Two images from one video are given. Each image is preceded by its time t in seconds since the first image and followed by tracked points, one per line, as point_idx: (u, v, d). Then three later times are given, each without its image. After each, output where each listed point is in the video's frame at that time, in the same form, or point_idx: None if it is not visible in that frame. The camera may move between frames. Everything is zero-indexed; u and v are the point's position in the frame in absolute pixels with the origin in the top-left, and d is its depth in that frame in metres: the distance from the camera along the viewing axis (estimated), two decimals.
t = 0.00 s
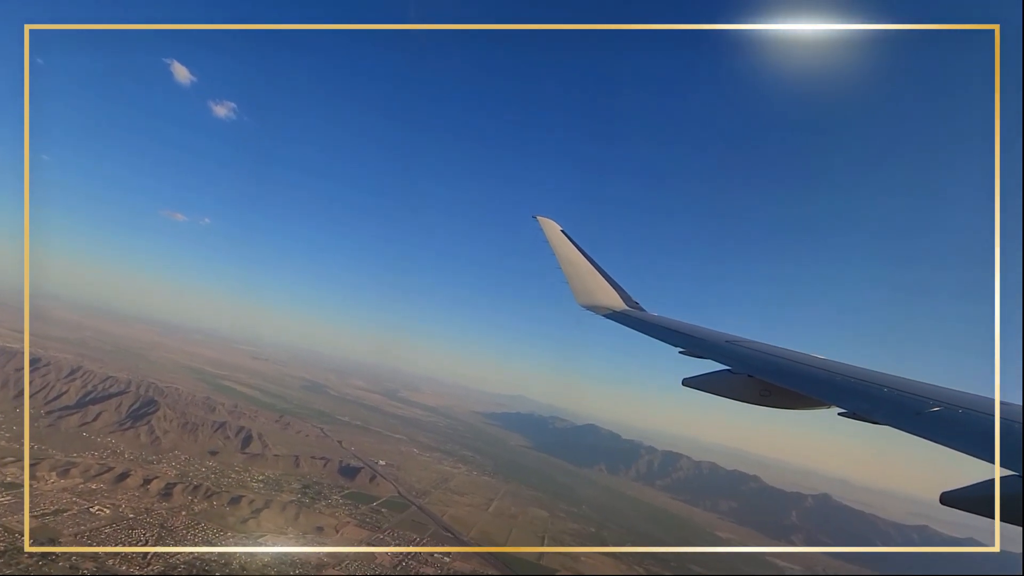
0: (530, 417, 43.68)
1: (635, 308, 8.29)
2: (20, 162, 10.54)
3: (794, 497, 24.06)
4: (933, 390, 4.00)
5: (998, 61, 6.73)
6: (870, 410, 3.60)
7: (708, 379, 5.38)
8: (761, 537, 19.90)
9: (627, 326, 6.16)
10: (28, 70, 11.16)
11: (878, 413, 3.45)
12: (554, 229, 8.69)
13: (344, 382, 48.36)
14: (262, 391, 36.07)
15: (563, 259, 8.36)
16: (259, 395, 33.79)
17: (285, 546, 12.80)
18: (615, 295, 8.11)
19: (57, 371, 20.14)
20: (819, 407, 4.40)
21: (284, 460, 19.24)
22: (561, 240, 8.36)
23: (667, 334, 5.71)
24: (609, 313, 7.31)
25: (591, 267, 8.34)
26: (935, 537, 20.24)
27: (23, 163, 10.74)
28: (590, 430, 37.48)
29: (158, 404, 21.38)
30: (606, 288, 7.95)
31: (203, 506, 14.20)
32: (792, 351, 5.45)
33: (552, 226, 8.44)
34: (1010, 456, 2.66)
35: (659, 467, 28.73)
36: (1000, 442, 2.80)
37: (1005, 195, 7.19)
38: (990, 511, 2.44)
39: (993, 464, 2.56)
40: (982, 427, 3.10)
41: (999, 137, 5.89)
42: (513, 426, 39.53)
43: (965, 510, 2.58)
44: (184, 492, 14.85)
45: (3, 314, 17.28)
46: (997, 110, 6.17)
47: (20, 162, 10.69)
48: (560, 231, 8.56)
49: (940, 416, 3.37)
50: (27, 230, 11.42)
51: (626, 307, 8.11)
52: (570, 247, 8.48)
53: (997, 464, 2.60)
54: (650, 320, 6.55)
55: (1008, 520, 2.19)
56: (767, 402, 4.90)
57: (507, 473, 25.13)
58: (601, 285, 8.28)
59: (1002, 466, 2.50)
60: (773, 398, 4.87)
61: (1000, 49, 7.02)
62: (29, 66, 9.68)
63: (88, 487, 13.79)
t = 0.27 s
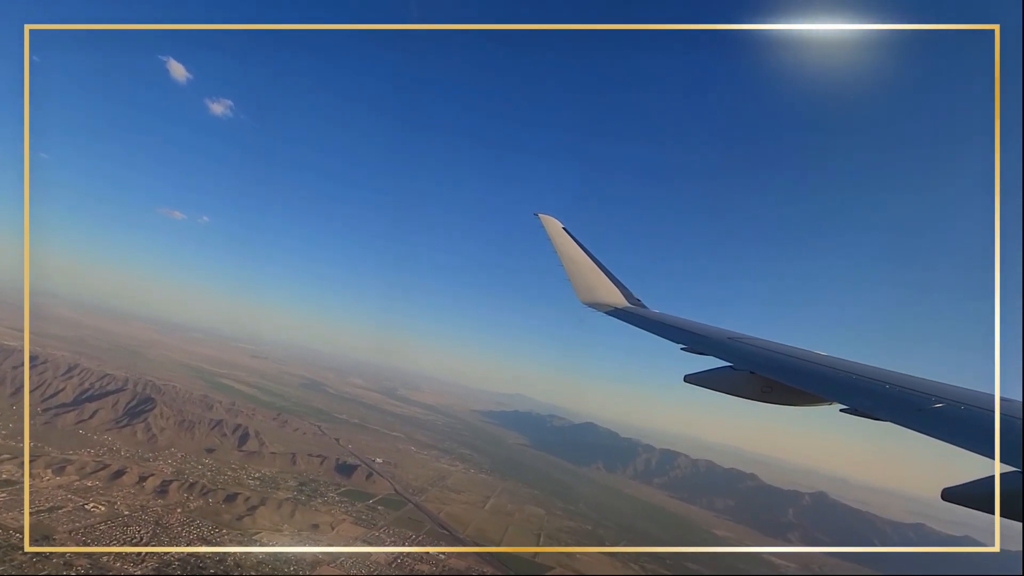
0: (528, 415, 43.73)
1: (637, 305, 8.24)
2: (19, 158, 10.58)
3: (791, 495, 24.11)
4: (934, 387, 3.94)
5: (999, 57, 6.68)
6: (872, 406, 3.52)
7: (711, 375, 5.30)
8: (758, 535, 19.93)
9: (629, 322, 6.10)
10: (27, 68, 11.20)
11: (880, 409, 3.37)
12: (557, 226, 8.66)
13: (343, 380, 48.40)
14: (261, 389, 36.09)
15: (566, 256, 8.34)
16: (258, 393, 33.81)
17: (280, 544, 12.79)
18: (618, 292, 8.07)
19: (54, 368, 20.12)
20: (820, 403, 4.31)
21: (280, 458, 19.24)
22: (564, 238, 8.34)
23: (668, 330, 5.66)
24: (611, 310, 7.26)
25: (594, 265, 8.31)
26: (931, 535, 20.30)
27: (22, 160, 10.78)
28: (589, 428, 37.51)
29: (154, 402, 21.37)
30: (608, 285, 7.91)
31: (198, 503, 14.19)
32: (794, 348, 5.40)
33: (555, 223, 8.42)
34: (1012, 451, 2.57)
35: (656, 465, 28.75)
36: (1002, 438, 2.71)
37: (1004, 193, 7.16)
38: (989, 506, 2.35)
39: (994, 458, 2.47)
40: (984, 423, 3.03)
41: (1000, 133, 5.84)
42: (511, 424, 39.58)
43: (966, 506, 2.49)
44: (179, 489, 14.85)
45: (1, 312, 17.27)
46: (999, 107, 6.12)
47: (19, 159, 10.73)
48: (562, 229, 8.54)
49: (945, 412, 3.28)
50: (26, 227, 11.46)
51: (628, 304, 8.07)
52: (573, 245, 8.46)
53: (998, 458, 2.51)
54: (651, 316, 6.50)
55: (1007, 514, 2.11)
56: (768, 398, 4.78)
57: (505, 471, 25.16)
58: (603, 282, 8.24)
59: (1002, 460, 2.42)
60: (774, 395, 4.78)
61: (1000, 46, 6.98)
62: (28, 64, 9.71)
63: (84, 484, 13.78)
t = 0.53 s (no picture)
0: (526, 416, 43.74)
1: (638, 298, 8.24)
2: (23, 157, 10.70)
3: (787, 496, 24.12)
4: (938, 381, 3.92)
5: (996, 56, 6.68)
6: (873, 399, 3.53)
7: (711, 367, 5.31)
8: (755, 536, 19.93)
9: (631, 316, 6.10)
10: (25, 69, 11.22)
11: (881, 403, 3.37)
12: (558, 219, 8.65)
13: (341, 380, 48.39)
14: (258, 390, 36.06)
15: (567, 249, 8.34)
16: (255, 394, 33.78)
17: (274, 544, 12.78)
18: (619, 285, 8.06)
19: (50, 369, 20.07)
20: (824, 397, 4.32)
21: (276, 458, 19.24)
22: (564, 230, 8.34)
23: (670, 324, 5.68)
24: (612, 303, 7.24)
25: (594, 258, 8.30)
26: (927, 536, 20.35)
27: (25, 160, 10.88)
28: (586, 429, 37.49)
29: (150, 402, 21.35)
30: (610, 279, 7.91)
31: (193, 503, 14.18)
32: (797, 342, 5.40)
33: (555, 215, 8.43)
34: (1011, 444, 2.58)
35: (653, 466, 28.74)
36: (1002, 431, 2.71)
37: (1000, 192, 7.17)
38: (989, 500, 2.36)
39: (993, 450, 2.48)
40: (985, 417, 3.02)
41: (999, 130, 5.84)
42: (509, 425, 39.58)
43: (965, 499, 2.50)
44: (174, 489, 14.85)
45: None
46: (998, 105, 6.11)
47: (23, 159, 10.85)
48: (564, 222, 8.55)
49: (945, 405, 3.29)
50: (26, 227, 11.52)
51: (630, 297, 8.07)
52: (574, 238, 8.46)
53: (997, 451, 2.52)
54: (653, 310, 6.52)
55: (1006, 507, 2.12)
56: (772, 392, 4.76)
57: (502, 472, 25.15)
58: (605, 275, 8.24)
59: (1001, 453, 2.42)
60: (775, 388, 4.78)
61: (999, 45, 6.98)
62: (27, 65, 9.74)
63: (78, 484, 13.76)
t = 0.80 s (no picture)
0: (525, 417, 43.69)
1: (641, 291, 8.27)
2: (24, 156, 10.71)
3: (785, 498, 24.11)
4: (938, 373, 3.97)
5: (995, 54, 6.68)
6: (875, 391, 3.57)
7: (714, 359, 5.33)
8: (752, 537, 19.90)
9: (633, 308, 6.14)
10: (23, 70, 11.13)
11: (883, 394, 3.42)
12: (561, 212, 8.67)
13: (340, 381, 48.34)
14: (257, 390, 36.04)
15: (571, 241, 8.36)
16: (253, 394, 33.73)
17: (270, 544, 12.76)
18: (622, 278, 8.09)
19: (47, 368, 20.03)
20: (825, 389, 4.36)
21: (273, 458, 19.22)
22: (568, 223, 8.36)
23: (672, 316, 5.73)
24: (615, 296, 7.27)
25: (598, 251, 8.33)
26: (924, 537, 20.34)
27: (26, 158, 10.90)
28: (585, 431, 37.46)
29: (147, 402, 21.33)
30: (613, 271, 7.93)
31: (188, 503, 14.17)
32: (798, 333, 5.44)
33: (559, 208, 8.44)
34: (1012, 436, 2.60)
35: (652, 467, 28.71)
36: (1001, 423, 2.75)
37: (999, 191, 7.18)
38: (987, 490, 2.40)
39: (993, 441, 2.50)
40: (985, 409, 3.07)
41: (999, 126, 5.83)
42: (508, 426, 39.53)
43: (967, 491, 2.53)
44: (170, 489, 14.84)
45: None
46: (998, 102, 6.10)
47: (24, 157, 10.86)
48: (567, 214, 8.57)
49: (945, 397, 3.33)
50: (26, 226, 11.56)
51: (633, 290, 8.09)
52: (577, 231, 8.48)
53: (998, 442, 2.54)
54: (655, 302, 6.56)
55: (1006, 498, 2.14)
56: (774, 384, 4.81)
57: (500, 473, 25.12)
58: (608, 268, 8.27)
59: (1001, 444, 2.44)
60: (778, 380, 4.80)
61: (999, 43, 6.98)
62: (27, 65, 9.77)
63: (73, 484, 13.75)
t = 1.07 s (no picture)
0: (523, 420, 43.61)
1: (644, 285, 8.28)
2: (22, 158, 10.74)
3: (783, 501, 24.07)
4: (939, 366, 3.98)
5: (997, 57, 6.65)
6: (876, 384, 3.59)
7: (715, 353, 5.34)
8: (749, 541, 19.86)
9: (634, 301, 6.15)
10: (26, 70, 11.39)
11: (883, 387, 3.44)
12: (564, 206, 8.69)
13: (338, 384, 48.25)
14: (254, 392, 35.98)
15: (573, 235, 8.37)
16: (251, 397, 33.65)
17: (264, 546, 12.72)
18: (624, 272, 8.12)
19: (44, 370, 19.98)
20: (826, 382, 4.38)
21: (269, 461, 19.17)
22: (571, 217, 8.37)
23: (673, 308, 5.74)
24: (617, 290, 7.29)
25: (600, 245, 8.35)
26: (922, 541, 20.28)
27: (25, 160, 10.92)
28: (583, 434, 37.40)
29: (144, 404, 21.29)
30: (616, 265, 7.94)
31: (183, 505, 14.12)
32: (799, 327, 5.46)
33: (561, 202, 8.44)
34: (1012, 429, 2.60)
35: (649, 471, 28.63)
36: (1002, 416, 2.76)
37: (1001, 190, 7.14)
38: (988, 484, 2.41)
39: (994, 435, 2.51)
40: (986, 402, 3.08)
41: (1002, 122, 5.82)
42: (506, 429, 39.46)
43: (968, 485, 2.53)
44: (164, 491, 14.80)
45: None
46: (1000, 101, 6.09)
47: (22, 159, 10.88)
48: (569, 208, 8.57)
49: (945, 390, 3.34)
50: (26, 227, 11.60)
51: (635, 284, 8.11)
52: (579, 225, 8.50)
53: (998, 436, 2.55)
54: (655, 295, 6.58)
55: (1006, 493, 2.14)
56: (774, 377, 4.83)
57: (497, 476, 25.05)
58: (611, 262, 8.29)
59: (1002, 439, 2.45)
60: (780, 373, 4.80)
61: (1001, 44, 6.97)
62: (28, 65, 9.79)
63: (67, 486, 13.71)
